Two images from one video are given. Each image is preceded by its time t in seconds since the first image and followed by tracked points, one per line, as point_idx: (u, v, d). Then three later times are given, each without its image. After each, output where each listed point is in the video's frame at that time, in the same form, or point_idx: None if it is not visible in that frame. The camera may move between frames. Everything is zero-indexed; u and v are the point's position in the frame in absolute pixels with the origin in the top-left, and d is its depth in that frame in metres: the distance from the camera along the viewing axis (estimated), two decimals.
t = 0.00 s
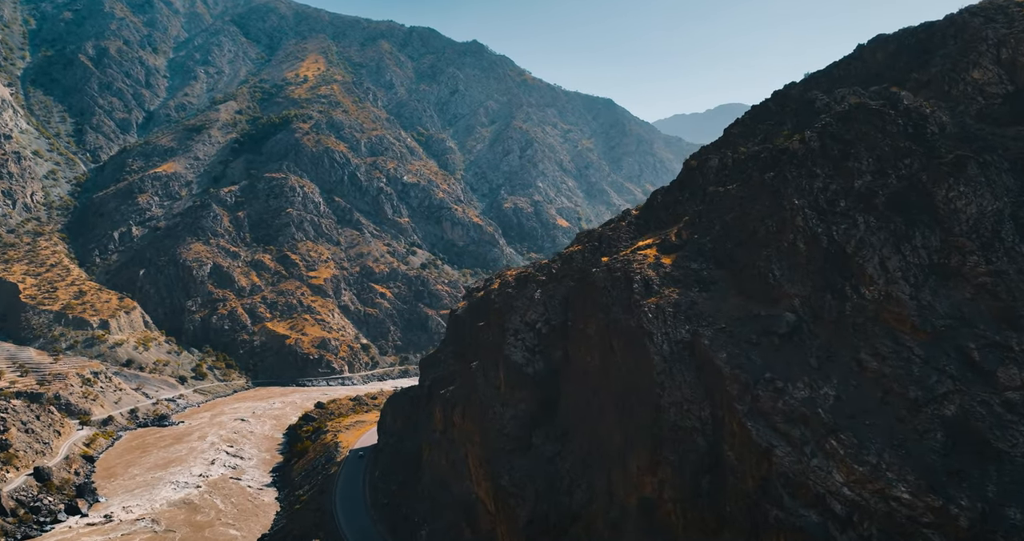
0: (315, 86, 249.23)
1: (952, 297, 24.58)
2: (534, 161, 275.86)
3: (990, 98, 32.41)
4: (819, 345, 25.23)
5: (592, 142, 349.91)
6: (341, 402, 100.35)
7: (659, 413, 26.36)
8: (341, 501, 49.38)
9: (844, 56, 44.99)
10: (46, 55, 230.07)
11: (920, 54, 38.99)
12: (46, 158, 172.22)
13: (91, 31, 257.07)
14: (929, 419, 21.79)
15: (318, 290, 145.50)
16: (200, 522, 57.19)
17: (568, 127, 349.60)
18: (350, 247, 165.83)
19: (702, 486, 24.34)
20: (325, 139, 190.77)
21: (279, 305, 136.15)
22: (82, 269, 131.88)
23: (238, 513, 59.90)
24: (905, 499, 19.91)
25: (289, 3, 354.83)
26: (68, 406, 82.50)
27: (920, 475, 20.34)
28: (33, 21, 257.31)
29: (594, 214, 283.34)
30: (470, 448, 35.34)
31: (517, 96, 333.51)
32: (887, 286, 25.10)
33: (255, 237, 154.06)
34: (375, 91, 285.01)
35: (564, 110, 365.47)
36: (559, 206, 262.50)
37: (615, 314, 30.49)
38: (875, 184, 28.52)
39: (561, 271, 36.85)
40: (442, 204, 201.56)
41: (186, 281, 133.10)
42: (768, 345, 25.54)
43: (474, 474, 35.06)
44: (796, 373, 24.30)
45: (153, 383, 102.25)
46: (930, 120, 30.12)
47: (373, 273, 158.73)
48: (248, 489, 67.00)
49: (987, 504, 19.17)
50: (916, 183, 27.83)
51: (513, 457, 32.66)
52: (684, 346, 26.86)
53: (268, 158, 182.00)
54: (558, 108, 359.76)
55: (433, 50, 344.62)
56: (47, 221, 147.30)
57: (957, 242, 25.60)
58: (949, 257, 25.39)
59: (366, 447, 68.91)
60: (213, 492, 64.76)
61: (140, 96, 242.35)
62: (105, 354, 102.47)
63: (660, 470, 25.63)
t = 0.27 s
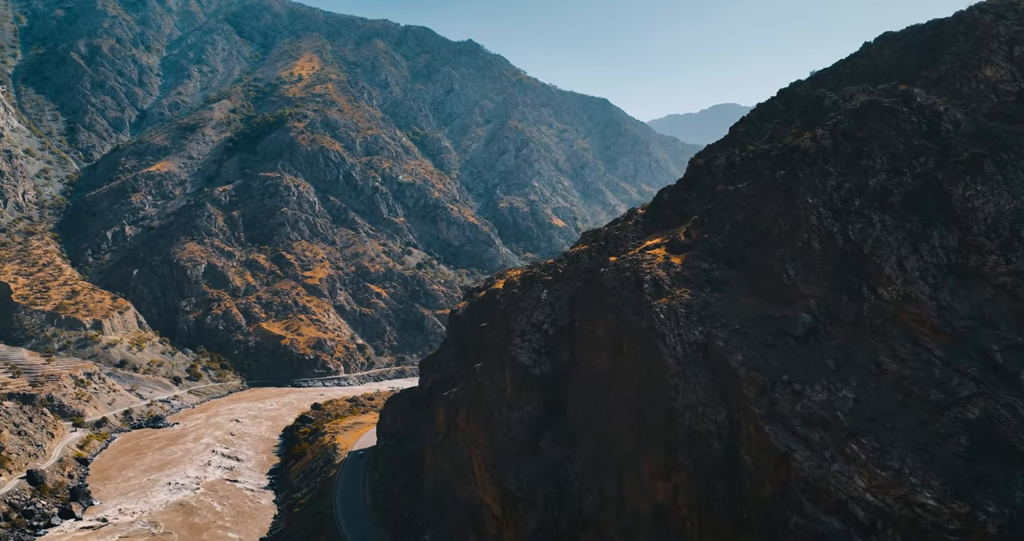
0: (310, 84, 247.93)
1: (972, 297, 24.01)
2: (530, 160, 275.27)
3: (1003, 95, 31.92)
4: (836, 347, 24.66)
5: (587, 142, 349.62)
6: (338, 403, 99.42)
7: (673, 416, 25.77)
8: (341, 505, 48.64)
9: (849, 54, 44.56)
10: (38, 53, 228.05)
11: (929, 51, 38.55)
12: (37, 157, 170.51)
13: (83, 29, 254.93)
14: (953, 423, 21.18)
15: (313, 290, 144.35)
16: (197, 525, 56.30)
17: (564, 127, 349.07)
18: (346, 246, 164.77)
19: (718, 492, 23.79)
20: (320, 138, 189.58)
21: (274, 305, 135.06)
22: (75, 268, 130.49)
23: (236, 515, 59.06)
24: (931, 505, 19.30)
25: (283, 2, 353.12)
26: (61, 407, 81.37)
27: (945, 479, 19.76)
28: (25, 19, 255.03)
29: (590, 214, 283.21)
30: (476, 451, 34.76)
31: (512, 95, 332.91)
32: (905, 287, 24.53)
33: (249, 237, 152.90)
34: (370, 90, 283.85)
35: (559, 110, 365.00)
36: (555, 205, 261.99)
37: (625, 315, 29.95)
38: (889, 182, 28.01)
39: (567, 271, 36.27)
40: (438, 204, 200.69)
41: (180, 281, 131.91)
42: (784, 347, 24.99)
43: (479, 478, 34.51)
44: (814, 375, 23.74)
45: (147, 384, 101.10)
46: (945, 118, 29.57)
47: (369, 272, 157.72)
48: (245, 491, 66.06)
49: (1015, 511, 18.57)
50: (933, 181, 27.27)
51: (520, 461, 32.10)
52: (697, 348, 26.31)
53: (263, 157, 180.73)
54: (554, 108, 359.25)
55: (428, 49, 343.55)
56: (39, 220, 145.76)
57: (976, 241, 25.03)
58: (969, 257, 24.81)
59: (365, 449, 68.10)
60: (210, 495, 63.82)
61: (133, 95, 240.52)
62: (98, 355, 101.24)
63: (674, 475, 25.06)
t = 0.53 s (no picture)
0: (304, 83, 246.29)
1: (997, 298, 23.29)
2: (526, 160, 274.45)
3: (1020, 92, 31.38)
4: (858, 348, 24.08)
5: (583, 141, 348.81)
6: (334, 404, 98.41)
7: (690, 420, 25.10)
8: (342, 508, 47.77)
9: (858, 51, 44.05)
10: (29, 51, 225.56)
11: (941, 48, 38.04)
12: (28, 155, 168.52)
13: (74, 26, 252.39)
14: (982, 427, 20.49)
15: (308, 290, 142.95)
16: (194, 529, 55.29)
17: (559, 126, 348.30)
18: (341, 246, 163.53)
19: (737, 498, 23.14)
20: (315, 137, 188.12)
21: (269, 305, 133.77)
22: (67, 268, 128.91)
23: (233, 519, 58.07)
24: (962, 513, 18.64)
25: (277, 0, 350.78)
26: (54, 409, 80.09)
27: (976, 486, 19.09)
28: (16, 16, 252.51)
29: (586, 214, 282.86)
30: (483, 454, 34.06)
31: (507, 95, 331.96)
32: (928, 287, 23.90)
33: (243, 236, 151.50)
34: (365, 89, 282.36)
35: (555, 109, 364.24)
36: (551, 205, 261.31)
37: (638, 316, 29.21)
38: (908, 180, 27.37)
39: (576, 270, 35.53)
40: (433, 203, 199.64)
41: (173, 280, 130.49)
42: (804, 349, 24.37)
43: (487, 482, 33.82)
44: (835, 378, 23.15)
45: (140, 385, 99.72)
46: (964, 114, 28.94)
47: (364, 272, 156.54)
48: (243, 494, 64.94)
49: None
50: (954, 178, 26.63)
51: (530, 465, 31.45)
52: (714, 350, 25.67)
53: (257, 156, 179.18)
54: (549, 107, 358.26)
55: (423, 48, 341.97)
56: (30, 219, 144.00)
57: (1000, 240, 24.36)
58: (993, 256, 24.14)
59: (364, 451, 67.15)
60: (206, 498, 62.82)
61: (125, 93, 238.32)
62: (91, 356, 99.79)
63: (691, 480, 24.37)
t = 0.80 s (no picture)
0: (298, 81, 244.54)
1: (1022, 298, 22.61)
2: (520, 159, 273.74)
3: None
4: (878, 350, 23.50)
5: (577, 141, 348.22)
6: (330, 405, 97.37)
7: (707, 424, 24.39)
8: (341, 512, 46.83)
9: (865, 49, 43.57)
10: (18, 48, 222.80)
11: (951, 45, 37.57)
12: (17, 154, 166.28)
13: (64, 23, 249.58)
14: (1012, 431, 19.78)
15: (302, 290, 141.59)
16: (189, 534, 54.22)
17: (554, 125, 347.70)
18: (335, 245, 162.29)
19: (758, 504, 22.43)
20: (308, 136, 186.62)
21: (262, 305, 132.42)
22: (57, 267, 127.12)
23: (229, 523, 57.00)
24: (995, 520, 17.97)
25: None
26: (45, 411, 78.73)
27: (1009, 492, 18.45)
28: (4, 13, 249.54)
29: (580, 214, 282.47)
30: (489, 458, 33.34)
31: (501, 94, 331.05)
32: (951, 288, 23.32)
33: (236, 235, 150.04)
34: (358, 88, 280.74)
35: (549, 108, 363.52)
36: (545, 204, 260.71)
37: (650, 317, 28.56)
38: (927, 178, 26.82)
39: (584, 270, 34.91)
40: (428, 202, 198.58)
41: (166, 280, 128.95)
42: (824, 351, 23.79)
43: (493, 486, 33.08)
44: (858, 380, 22.55)
45: (132, 386, 98.26)
46: (981, 112, 28.38)
47: (358, 272, 155.38)
48: (238, 498, 63.80)
49: None
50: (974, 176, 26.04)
51: (539, 469, 30.74)
52: (731, 351, 25.03)
53: (250, 154, 177.49)
54: (543, 106, 357.44)
55: (417, 47, 340.31)
56: (19, 218, 142.01)
57: None
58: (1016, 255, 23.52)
59: (362, 453, 66.20)
60: (201, 502, 61.70)
61: (116, 91, 235.87)
62: (82, 356, 98.30)
63: (709, 485, 23.66)
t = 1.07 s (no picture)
0: (292, 80, 243.17)
1: None
2: (516, 159, 273.01)
3: None
4: (898, 352, 22.89)
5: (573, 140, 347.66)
6: (326, 405, 96.40)
7: (723, 427, 23.78)
8: (341, 516, 46.03)
9: (872, 46, 43.05)
10: (10, 45, 220.81)
11: (963, 41, 36.96)
12: (9, 152, 164.63)
13: (57, 21, 247.51)
14: None
15: (298, 290, 140.40)
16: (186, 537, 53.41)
17: (549, 125, 347.07)
18: (330, 245, 161.25)
19: (778, 510, 21.82)
20: (303, 135, 185.40)
21: (257, 305, 131.31)
22: (49, 267, 125.74)
23: (225, 526, 56.16)
24: None
25: None
26: (37, 412, 77.73)
27: None
28: None
29: (576, 213, 282.02)
30: (495, 461, 32.73)
31: (497, 93, 330.22)
32: (972, 288, 22.68)
33: (230, 235, 148.83)
34: (353, 87, 279.40)
35: (544, 108, 362.90)
36: (541, 204, 260.12)
37: (661, 317, 28.01)
38: (944, 176, 26.17)
39: (591, 270, 34.38)
40: (424, 202, 197.59)
41: (160, 280, 127.76)
42: (842, 351, 23.23)
43: (499, 490, 32.50)
44: (878, 383, 21.96)
45: (126, 387, 97.10)
46: (996, 110, 27.34)
47: (354, 271, 154.35)
48: (236, 500, 62.93)
49: None
50: (993, 173, 25.24)
51: (547, 473, 30.13)
52: (747, 353, 24.51)
53: (244, 153, 176.14)
54: (538, 106, 356.72)
55: (412, 45, 339.08)
56: (10, 217, 140.53)
57: None
58: None
59: (360, 455, 65.37)
60: (197, 504, 60.87)
61: (109, 89, 234.08)
62: (75, 357, 97.07)
63: (725, 491, 23.10)
